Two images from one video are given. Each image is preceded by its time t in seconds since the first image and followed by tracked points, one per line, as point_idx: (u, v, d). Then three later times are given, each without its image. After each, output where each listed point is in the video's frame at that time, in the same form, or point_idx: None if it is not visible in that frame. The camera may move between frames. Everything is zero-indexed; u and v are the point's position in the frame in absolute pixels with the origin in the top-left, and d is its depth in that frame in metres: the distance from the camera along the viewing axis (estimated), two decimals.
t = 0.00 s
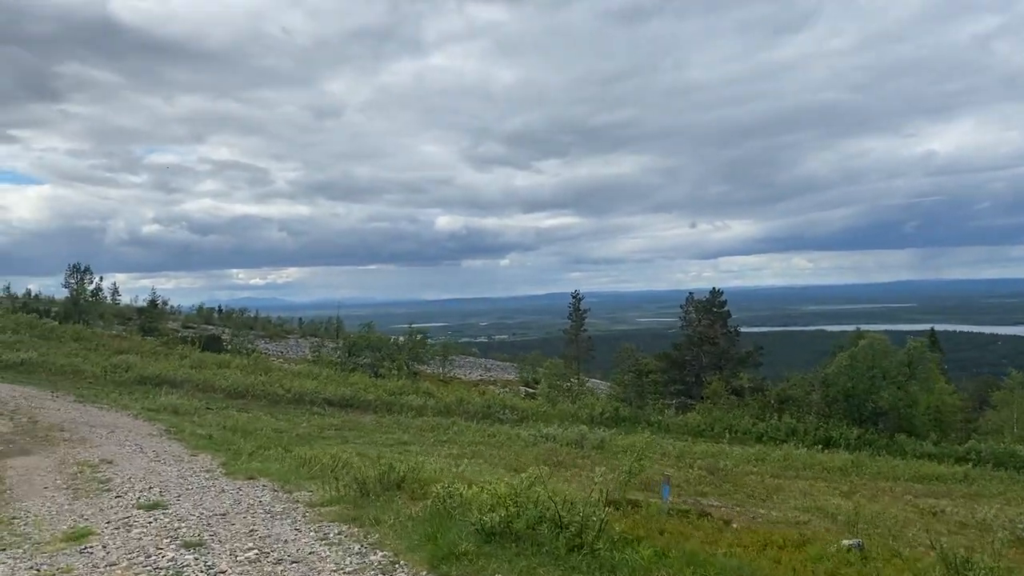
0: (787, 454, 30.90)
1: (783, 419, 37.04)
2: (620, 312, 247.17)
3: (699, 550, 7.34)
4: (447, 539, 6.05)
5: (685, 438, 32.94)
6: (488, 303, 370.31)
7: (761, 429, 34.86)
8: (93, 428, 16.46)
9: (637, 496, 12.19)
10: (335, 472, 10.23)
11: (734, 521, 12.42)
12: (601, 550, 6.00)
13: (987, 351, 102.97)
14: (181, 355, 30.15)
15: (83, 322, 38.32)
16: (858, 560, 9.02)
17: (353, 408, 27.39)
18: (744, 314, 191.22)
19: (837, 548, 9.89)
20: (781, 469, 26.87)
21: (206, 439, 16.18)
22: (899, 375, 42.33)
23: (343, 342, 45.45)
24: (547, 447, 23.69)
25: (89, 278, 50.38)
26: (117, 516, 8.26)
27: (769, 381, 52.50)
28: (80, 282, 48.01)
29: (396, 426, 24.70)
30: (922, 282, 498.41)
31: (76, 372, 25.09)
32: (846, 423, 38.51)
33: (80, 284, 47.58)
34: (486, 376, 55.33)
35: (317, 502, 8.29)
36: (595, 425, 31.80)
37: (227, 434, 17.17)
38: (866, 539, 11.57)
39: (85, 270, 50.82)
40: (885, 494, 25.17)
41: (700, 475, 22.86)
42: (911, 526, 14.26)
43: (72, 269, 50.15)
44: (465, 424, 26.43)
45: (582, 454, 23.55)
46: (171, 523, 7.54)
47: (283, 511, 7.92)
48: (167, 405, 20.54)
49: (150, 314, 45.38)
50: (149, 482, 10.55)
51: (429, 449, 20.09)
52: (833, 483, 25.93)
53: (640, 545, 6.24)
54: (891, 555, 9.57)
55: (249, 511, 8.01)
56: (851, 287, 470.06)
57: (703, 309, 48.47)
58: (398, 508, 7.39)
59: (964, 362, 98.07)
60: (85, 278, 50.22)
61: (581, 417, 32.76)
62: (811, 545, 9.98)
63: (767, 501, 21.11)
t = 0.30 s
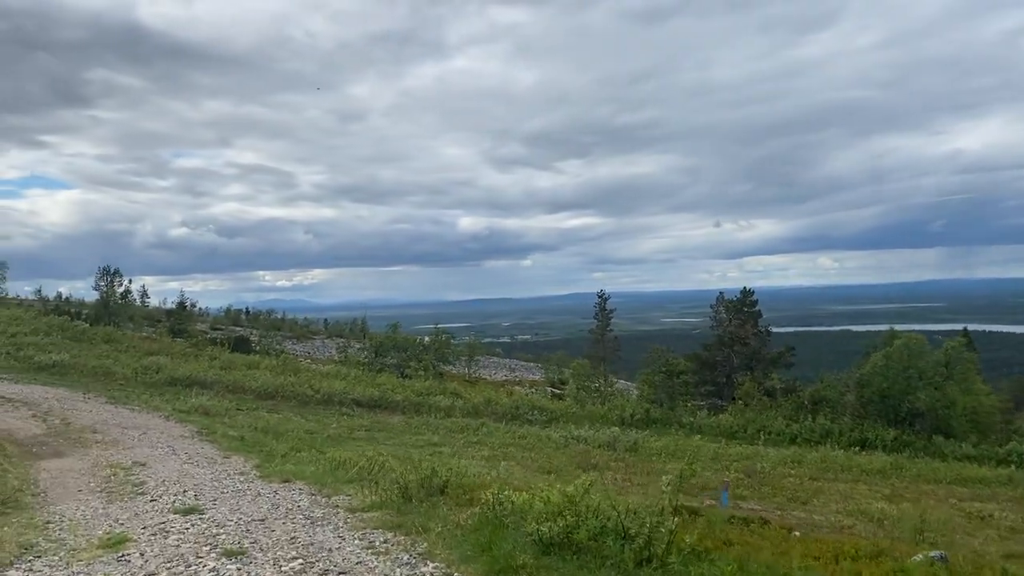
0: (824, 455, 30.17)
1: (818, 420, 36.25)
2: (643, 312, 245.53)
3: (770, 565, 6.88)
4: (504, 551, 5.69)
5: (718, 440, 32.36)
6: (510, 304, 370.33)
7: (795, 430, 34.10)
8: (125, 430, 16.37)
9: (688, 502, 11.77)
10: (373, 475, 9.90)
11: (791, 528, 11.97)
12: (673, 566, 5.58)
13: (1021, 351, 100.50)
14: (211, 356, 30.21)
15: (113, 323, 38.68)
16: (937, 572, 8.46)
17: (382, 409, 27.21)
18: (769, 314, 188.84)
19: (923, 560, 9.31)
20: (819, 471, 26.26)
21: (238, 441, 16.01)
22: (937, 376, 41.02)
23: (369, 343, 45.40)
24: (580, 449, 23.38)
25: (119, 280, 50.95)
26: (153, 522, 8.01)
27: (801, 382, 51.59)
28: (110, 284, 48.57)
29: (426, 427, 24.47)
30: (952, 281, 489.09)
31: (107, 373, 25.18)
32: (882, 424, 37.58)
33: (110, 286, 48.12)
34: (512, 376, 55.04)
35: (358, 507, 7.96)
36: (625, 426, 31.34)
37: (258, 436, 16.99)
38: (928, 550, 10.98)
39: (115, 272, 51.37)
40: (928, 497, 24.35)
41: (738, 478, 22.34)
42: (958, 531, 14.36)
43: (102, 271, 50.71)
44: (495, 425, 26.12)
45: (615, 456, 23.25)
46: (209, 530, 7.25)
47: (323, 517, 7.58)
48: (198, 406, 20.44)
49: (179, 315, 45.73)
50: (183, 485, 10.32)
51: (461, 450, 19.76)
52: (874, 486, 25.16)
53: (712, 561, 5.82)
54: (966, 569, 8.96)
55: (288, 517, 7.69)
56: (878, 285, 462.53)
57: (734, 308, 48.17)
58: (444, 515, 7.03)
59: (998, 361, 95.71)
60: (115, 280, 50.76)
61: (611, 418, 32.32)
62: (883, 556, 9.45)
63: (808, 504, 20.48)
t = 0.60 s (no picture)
0: (859, 459, 29.30)
1: (850, 422, 35.34)
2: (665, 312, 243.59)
3: None
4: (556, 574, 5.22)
5: (749, 443, 31.66)
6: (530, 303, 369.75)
7: (827, 432, 33.21)
8: (150, 431, 16.13)
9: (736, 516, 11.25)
10: (406, 483, 9.48)
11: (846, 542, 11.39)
12: None
13: None
14: (234, 355, 30.05)
15: (138, 322, 38.76)
16: None
17: (406, 409, 26.89)
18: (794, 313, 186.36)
19: None
20: (855, 476, 25.51)
21: (263, 442, 15.69)
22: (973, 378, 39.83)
23: (391, 342, 45.17)
24: (609, 452, 22.90)
25: (143, 279, 51.18)
26: (180, 531, 7.67)
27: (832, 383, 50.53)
28: (135, 283, 48.79)
29: (451, 427, 24.09)
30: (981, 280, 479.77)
31: (131, 373, 25.07)
32: (916, 427, 36.54)
33: (134, 285, 48.32)
34: (535, 376, 54.53)
35: (392, 517, 7.52)
36: (652, 428, 30.74)
37: (284, 437, 16.67)
38: (996, 569, 10.24)
39: (139, 271, 51.62)
40: (971, 504, 23.44)
41: (773, 484, 21.73)
42: (1013, 543, 13.62)
43: (126, 270, 50.98)
44: (521, 426, 25.67)
45: (645, 460, 22.81)
46: (238, 542, 6.88)
47: (357, 530, 7.18)
48: (222, 406, 20.19)
49: (202, 313, 45.78)
50: (209, 490, 9.99)
51: (488, 453, 19.33)
52: (913, 492, 24.31)
53: None
54: None
55: (321, 529, 7.31)
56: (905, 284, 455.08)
57: (763, 308, 47.77)
58: (487, 530, 6.58)
59: None
60: (139, 279, 51.01)
61: (639, 420, 31.75)
62: None
63: (847, 510, 19.75)
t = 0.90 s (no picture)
0: (891, 460, 28.56)
1: (880, 422, 34.48)
2: (685, 311, 241.69)
3: None
4: None
5: (777, 443, 31.03)
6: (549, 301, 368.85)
7: (857, 432, 32.42)
8: (175, 426, 15.97)
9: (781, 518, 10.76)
10: (438, 483, 9.14)
11: (894, 544, 10.86)
12: None
13: None
14: (257, 351, 29.96)
15: (161, 319, 38.89)
16: None
17: (429, 407, 26.64)
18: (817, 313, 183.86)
19: None
20: (890, 478, 24.81)
21: (288, 439, 15.46)
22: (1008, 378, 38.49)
23: (413, 340, 44.96)
24: (636, 451, 22.46)
25: (166, 276, 51.47)
26: (208, 529, 7.37)
27: (859, 383, 49.57)
28: (158, 280, 49.05)
29: (476, 425, 23.77)
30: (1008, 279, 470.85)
31: (155, 368, 25.05)
32: (947, 428, 35.46)
33: (157, 282, 48.59)
34: (557, 375, 54.16)
35: (428, 518, 7.18)
36: (677, 427, 30.20)
37: (308, 434, 16.43)
38: None
39: (163, 268, 51.88)
40: (1011, 508, 22.65)
41: (806, 484, 21.23)
42: None
43: (150, 267, 51.25)
44: (546, 424, 25.29)
45: (673, 459, 22.35)
46: (270, 543, 6.55)
47: (393, 531, 6.83)
48: (246, 402, 20.03)
49: (225, 310, 45.89)
50: (236, 487, 9.71)
51: (514, 451, 18.96)
52: (950, 494, 23.55)
53: None
54: None
55: (354, 530, 6.99)
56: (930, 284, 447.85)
57: (788, 307, 47.09)
58: (532, 533, 6.22)
59: None
60: (163, 275, 51.27)
61: (664, 419, 31.24)
62: None
63: (883, 513, 19.10)
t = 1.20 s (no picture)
0: (923, 463, 27.78)
1: (910, 424, 33.59)
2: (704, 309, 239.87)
3: None
4: None
5: (804, 445, 30.37)
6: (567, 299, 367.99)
7: (886, 434, 31.63)
8: (195, 422, 15.76)
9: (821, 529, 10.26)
10: (468, 486, 8.76)
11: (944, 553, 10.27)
12: None
13: None
14: (278, 347, 29.82)
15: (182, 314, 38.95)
16: None
17: (450, 404, 26.33)
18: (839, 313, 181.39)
19: None
20: (923, 481, 24.07)
21: (310, 436, 15.18)
22: None
23: (433, 336, 44.70)
24: (661, 451, 21.99)
25: (187, 271, 51.66)
26: (230, 533, 7.04)
27: (887, 384, 48.54)
28: (179, 275, 49.25)
29: (498, 423, 23.41)
30: None
31: (176, 363, 24.97)
32: (980, 430, 34.46)
33: (178, 277, 48.75)
34: (577, 373, 53.70)
35: (461, 523, 6.81)
36: (701, 427, 29.63)
37: (330, 431, 16.15)
38: None
39: (184, 263, 52.07)
40: None
41: (837, 487, 20.65)
42: None
43: (171, 262, 51.48)
44: (569, 423, 24.88)
45: (700, 460, 21.84)
46: (294, 549, 6.20)
47: (425, 538, 6.44)
48: (267, 398, 19.81)
49: (245, 305, 45.93)
50: (259, 486, 9.40)
51: (538, 450, 18.58)
52: (988, 499, 22.76)
53: None
54: None
55: (383, 536, 6.61)
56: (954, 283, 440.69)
57: (815, 305, 46.19)
58: (575, 543, 5.82)
59: None
60: (183, 271, 51.47)
61: (689, 419, 30.68)
62: None
63: (919, 518, 18.44)
